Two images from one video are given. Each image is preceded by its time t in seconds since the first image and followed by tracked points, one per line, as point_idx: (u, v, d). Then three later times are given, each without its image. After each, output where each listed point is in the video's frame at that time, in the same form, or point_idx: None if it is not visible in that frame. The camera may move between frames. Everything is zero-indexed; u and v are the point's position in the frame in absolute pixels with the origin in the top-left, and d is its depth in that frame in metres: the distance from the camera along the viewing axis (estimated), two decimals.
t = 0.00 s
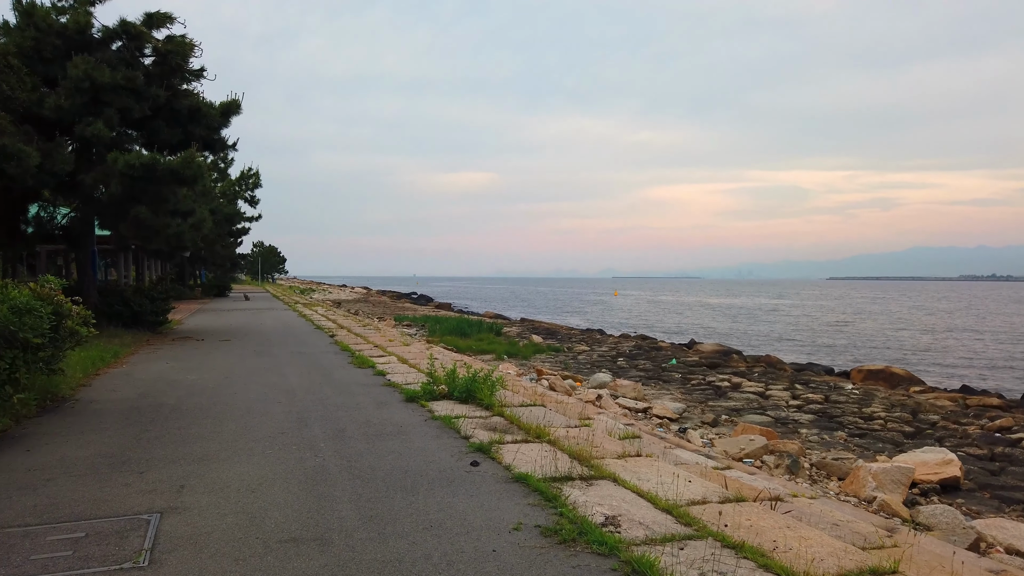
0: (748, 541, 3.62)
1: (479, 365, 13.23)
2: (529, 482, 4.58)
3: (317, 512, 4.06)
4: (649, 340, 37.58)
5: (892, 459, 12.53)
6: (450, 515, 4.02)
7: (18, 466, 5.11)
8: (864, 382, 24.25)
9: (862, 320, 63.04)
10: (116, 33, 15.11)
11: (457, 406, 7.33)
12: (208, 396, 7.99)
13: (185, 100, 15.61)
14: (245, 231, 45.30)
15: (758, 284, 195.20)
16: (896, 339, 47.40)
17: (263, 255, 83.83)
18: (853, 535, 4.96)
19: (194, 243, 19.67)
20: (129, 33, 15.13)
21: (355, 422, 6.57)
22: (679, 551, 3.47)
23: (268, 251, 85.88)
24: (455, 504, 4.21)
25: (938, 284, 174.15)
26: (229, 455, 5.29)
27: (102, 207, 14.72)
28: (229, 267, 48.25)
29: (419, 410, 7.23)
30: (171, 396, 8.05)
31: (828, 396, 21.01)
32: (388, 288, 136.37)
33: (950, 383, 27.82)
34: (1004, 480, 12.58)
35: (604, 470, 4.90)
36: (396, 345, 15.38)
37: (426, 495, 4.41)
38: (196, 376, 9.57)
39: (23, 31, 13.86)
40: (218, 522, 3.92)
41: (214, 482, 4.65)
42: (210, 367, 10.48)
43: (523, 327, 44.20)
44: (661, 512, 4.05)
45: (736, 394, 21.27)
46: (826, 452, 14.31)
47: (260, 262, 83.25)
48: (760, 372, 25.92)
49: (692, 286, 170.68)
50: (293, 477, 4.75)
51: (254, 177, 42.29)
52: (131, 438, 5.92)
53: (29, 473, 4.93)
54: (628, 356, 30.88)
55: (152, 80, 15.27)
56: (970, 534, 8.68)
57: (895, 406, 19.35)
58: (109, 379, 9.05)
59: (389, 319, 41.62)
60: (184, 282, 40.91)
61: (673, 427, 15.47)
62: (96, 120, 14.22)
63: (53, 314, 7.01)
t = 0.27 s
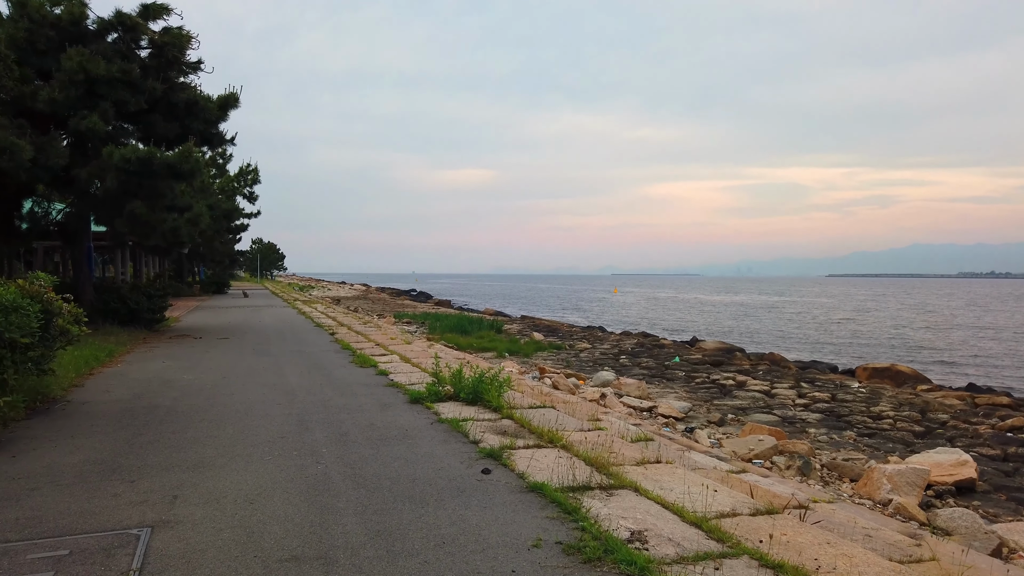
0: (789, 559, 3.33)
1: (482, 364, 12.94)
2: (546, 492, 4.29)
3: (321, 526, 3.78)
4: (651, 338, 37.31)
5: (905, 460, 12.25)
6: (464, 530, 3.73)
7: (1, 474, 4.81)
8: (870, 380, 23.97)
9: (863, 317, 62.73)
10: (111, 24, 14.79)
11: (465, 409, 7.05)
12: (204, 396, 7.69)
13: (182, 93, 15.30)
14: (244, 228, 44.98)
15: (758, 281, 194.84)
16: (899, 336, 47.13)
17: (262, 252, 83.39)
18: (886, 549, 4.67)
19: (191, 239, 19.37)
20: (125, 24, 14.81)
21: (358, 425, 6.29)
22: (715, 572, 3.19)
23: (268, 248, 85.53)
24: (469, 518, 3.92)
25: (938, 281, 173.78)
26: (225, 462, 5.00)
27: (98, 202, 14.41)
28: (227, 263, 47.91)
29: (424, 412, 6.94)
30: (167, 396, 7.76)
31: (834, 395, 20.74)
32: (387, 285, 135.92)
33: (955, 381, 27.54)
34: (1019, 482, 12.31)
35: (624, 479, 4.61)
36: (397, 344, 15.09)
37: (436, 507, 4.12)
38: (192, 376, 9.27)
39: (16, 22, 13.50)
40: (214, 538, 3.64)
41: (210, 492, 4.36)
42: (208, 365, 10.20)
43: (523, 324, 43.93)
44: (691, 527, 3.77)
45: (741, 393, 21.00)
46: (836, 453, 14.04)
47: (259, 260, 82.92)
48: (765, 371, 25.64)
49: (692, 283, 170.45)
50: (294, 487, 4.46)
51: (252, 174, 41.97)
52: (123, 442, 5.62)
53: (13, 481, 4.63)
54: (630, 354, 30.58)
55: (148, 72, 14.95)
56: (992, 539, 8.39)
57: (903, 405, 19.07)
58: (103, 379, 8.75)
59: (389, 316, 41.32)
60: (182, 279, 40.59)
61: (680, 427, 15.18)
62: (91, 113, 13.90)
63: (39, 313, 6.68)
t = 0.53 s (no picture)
0: None
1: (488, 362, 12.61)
2: (566, 505, 3.97)
3: (322, 545, 3.45)
4: (655, 335, 36.97)
5: (922, 461, 11.91)
6: (478, 549, 3.40)
7: None
8: (878, 378, 23.63)
9: (867, 314, 62.28)
10: (107, 14, 14.43)
11: (473, 410, 6.72)
12: (199, 396, 7.35)
13: (179, 85, 14.96)
14: (244, 224, 44.64)
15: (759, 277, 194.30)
16: (904, 332, 46.75)
17: (263, 248, 83.01)
18: (930, 567, 4.34)
19: (190, 234, 19.03)
20: (120, 14, 14.45)
21: (361, 428, 5.96)
22: None
23: (268, 245, 85.21)
24: (483, 535, 3.59)
25: (941, 278, 173.26)
26: (220, 470, 4.66)
27: (93, 196, 14.07)
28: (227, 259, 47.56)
29: (431, 415, 6.61)
30: (161, 397, 7.43)
31: (844, 393, 20.39)
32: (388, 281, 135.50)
33: (964, 378, 27.18)
34: None
35: (648, 489, 4.28)
36: (400, 341, 14.74)
37: (447, 522, 3.79)
38: (189, 374, 8.94)
39: (9, 11, 13.08)
40: (204, 559, 3.31)
41: (201, 504, 4.03)
42: (206, 364, 9.87)
43: (526, 320, 43.60)
44: (727, 545, 3.44)
45: (749, 390, 20.66)
46: (849, 453, 13.70)
47: (259, 256, 82.60)
48: (772, 368, 25.30)
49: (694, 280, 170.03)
50: (293, 499, 4.13)
51: (252, 169, 41.60)
52: (111, 448, 5.29)
53: None
54: (635, 351, 30.22)
55: (145, 63, 14.60)
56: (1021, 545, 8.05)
57: (914, 403, 18.74)
58: (95, 379, 8.42)
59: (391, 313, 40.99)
60: (181, 276, 40.25)
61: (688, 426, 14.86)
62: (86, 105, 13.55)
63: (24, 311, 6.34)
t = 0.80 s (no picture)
0: None
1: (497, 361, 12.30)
2: (595, 524, 3.63)
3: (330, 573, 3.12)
4: (661, 331, 36.64)
5: (945, 463, 11.55)
6: None
7: None
8: (890, 376, 23.26)
9: (874, 310, 61.79)
10: (105, 5, 14.08)
11: (485, 415, 6.38)
12: (199, 399, 7.03)
13: (179, 78, 14.62)
14: (247, 220, 44.34)
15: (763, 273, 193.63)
16: (912, 328, 46.31)
17: (265, 244, 82.72)
18: None
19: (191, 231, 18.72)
20: (119, 4, 14.10)
21: (369, 435, 5.62)
22: None
23: (271, 241, 84.91)
24: (507, 560, 3.25)
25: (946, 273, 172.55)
26: (218, 484, 4.33)
27: (91, 191, 13.75)
28: (230, 256, 47.27)
29: (442, 419, 6.27)
30: (160, 399, 7.11)
31: (857, 391, 20.02)
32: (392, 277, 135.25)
33: (976, 375, 26.81)
34: None
35: (682, 505, 3.95)
36: (405, 339, 14.42)
37: (466, 544, 3.45)
38: (189, 375, 8.62)
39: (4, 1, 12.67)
40: None
41: (198, 524, 3.70)
42: (206, 364, 9.54)
43: (530, 317, 43.27)
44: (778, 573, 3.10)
45: (760, 389, 20.31)
46: (866, 454, 13.35)
47: (263, 253, 82.39)
48: (781, 366, 24.94)
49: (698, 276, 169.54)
50: (298, 517, 3.80)
51: (255, 164, 41.32)
52: (104, 457, 4.97)
53: None
54: (641, 348, 29.89)
55: (144, 55, 14.25)
56: None
57: (929, 402, 18.37)
58: (92, 381, 8.12)
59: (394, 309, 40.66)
60: (184, 272, 39.99)
61: (701, 426, 14.52)
62: (84, 98, 13.20)
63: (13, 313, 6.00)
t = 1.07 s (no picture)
0: None
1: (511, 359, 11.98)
2: (639, 546, 3.29)
3: None
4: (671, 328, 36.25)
5: (974, 465, 11.17)
6: None
7: None
8: (907, 374, 22.84)
9: (885, 306, 61.22)
10: None
11: (506, 418, 6.04)
12: (205, 401, 6.73)
13: (185, 69, 14.30)
14: (254, 216, 44.13)
15: (771, 268, 192.72)
16: (925, 325, 45.77)
17: (272, 240, 82.59)
18: None
19: (197, 225, 18.43)
20: None
21: (385, 441, 5.31)
22: None
23: (278, 237, 84.74)
24: None
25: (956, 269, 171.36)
26: (225, 497, 4.02)
27: (95, 186, 13.46)
28: (236, 252, 47.09)
29: (460, 423, 5.95)
30: (165, 401, 6.81)
31: (875, 389, 19.62)
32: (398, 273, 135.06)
33: (994, 373, 26.37)
34: None
35: (731, 523, 3.60)
36: (416, 337, 14.10)
37: (498, 568, 3.12)
38: (195, 375, 8.32)
39: None
40: None
41: (204, 543, 3.39)
42: (213, 363, 9.25)
43: (539, 313, 42.94)
44: None
45: (775, 387, 19.94)
46: (889, 455, 12.98)
47: (269, 248, 82.27)
48: (796, 363, 24.56)
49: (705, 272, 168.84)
50: (312, 536, 3.48)
51: (261, 160, 41.08)
52: (104, 465, 4.66)
53: None
54: (652, 345, 29.54)
55: (149, 46, 13.94)
56: None
57: (950, 401, 17.96)
58: (95, 381, 7.84)
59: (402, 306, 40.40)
60: (191, 268, 39.80)
61: (718, 426, 14.18)
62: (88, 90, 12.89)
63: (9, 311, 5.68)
